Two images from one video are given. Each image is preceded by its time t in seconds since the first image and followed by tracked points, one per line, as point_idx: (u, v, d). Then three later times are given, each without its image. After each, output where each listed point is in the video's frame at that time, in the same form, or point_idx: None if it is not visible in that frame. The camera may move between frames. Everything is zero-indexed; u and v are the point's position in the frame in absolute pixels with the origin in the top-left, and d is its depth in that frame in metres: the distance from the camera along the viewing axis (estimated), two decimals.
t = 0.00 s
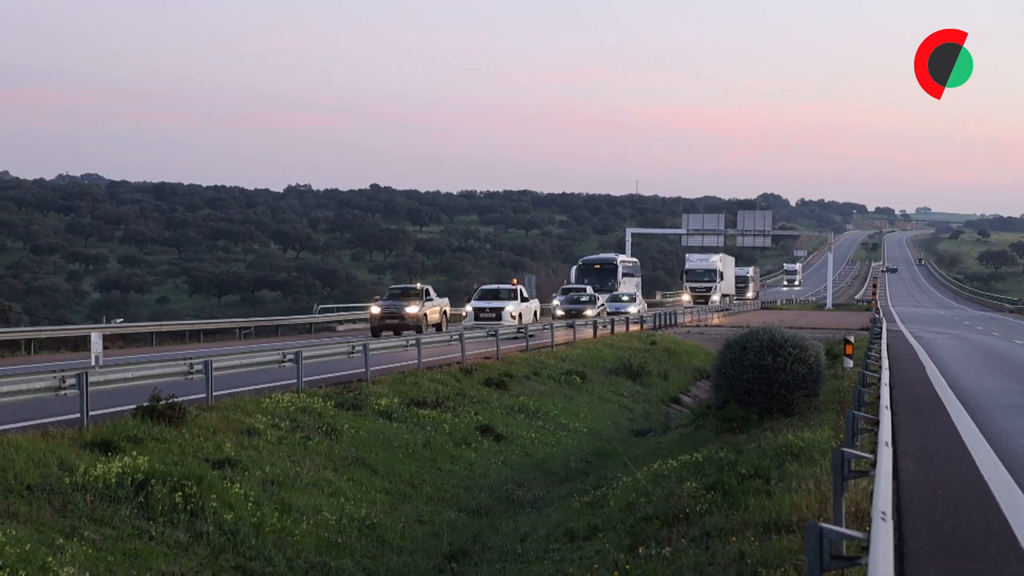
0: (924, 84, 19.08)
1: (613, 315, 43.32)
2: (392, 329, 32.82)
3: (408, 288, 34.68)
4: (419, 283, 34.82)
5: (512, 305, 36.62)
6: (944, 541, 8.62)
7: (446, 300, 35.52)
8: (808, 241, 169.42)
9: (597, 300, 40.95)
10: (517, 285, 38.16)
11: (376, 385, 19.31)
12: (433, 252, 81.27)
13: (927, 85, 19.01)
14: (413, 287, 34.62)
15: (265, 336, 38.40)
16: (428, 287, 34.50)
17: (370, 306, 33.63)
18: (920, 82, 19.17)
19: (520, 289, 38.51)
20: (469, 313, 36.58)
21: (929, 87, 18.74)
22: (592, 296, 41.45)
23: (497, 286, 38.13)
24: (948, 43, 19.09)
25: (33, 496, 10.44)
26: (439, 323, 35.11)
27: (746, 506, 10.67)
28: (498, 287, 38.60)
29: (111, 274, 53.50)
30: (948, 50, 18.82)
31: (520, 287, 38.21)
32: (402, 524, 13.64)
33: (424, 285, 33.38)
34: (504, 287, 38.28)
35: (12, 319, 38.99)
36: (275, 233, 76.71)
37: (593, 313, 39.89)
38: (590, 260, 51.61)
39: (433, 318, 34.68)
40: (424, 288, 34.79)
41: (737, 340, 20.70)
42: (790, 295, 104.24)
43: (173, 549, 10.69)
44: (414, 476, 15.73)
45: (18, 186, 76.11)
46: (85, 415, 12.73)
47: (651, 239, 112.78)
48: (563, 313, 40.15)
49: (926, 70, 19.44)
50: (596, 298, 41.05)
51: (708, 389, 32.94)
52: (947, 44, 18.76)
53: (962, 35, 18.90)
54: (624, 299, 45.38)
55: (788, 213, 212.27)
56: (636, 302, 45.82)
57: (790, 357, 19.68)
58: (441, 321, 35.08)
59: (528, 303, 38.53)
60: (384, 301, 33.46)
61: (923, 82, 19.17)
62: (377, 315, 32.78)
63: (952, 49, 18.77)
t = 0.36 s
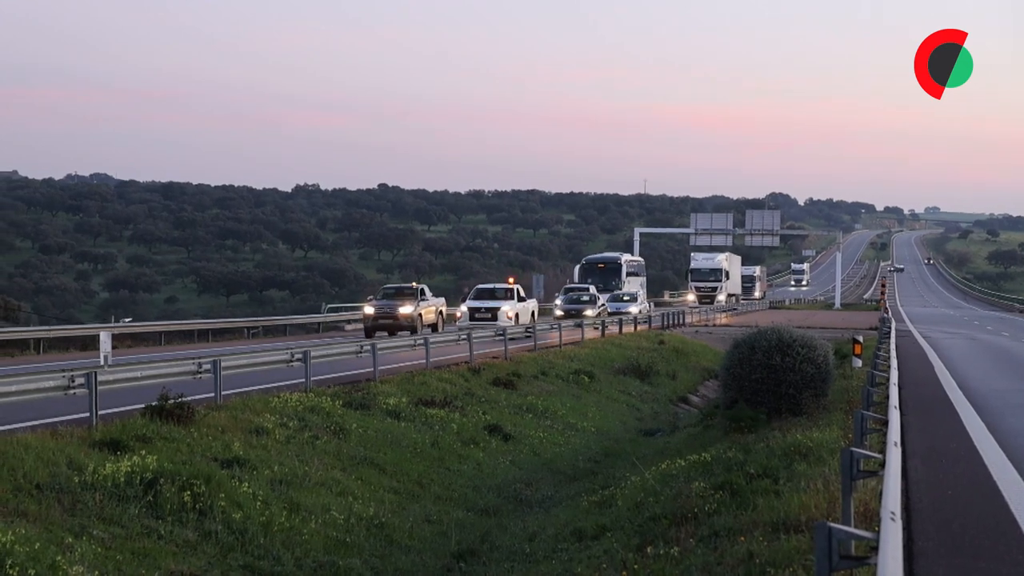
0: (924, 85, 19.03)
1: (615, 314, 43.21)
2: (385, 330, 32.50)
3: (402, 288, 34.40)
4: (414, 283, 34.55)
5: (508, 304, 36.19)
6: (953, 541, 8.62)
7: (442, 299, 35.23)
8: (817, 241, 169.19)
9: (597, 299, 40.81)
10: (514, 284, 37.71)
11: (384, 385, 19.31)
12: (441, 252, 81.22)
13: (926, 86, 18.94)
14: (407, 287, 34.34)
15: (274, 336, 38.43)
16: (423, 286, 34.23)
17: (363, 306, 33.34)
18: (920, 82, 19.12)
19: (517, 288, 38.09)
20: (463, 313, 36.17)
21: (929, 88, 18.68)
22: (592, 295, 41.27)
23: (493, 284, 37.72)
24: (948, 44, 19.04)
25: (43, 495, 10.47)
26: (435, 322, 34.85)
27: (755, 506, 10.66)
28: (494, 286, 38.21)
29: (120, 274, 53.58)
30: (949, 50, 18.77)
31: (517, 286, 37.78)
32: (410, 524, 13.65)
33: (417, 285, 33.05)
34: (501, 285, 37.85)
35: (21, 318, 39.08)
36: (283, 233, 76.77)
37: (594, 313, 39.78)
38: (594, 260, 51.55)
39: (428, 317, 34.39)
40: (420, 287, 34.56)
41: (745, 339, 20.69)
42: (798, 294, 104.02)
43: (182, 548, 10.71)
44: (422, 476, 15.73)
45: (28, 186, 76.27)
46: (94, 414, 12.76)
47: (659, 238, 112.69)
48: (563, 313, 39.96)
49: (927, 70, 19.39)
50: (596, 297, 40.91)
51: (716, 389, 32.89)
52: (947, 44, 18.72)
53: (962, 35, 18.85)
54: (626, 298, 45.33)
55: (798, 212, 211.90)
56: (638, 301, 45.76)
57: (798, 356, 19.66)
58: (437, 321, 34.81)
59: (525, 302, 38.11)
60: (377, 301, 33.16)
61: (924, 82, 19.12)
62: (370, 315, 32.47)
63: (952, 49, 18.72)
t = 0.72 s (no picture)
0: (924, 85, 19.03)
1: (616, 314, 43.13)
2: (381, 330, 31.91)
3: (399, 286, 33.86)
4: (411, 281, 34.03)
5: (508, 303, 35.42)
6: (966, 540, 8.61)
7: (439, 298, 34.72)
8: (828, 239, 169.02)
9: (599, 298, 40.67)
10: (512, 283, 36.99)
11: (395, 383, 19.35)
12: (452, 250, 81.25)
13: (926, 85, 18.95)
14: (404, 285, 33.81)
15: (285, 334, 38.49)
16: (420, 285, 33.70)
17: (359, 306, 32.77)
18: (920, 82, 19.10)
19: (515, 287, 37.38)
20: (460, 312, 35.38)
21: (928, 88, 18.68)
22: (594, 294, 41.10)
23: (491, 283, 37.04)
24: (947, 43, 19.06)
25: (55, 494, 10.48)
26: (432, 321, 34.26)
27: (766, 504, 10.65)
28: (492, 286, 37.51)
29: (131, 272, 53.70)
30: (948, 50, 18.79)
31: (515, 284, 37.06)
32: (421, 522, 13.67)
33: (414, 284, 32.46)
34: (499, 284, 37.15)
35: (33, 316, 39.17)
36: (294, 231, 76.87)
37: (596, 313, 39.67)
38: (600, 258, 51.56)
39: (425, 316, 33.80)
40: (417, 285, 34.02)
41: (755, 337, 20.71)
42: (809, 293, 103.99)
43: (193, 546, 10.72)
44: (433, 474, 15.75)
45: (39, 185, 76.44)
46: (105, 412, 12.76)
47: (670, 236, 112.68)
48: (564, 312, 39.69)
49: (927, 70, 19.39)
50: (598, 295, 40.77)
51: (727, 387, 32.90)
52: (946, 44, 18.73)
53: (961, 35, 18.88)
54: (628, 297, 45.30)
55: (809, 211, 211.68)
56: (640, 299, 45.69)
57: (810, 355, 19.66)
58: (434, 321, 34.22)
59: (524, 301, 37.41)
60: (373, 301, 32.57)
61: (923, 82, 19.12)
62: (366, 315, 31.78)
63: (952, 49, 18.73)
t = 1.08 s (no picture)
0: (924, 85, 19.00)
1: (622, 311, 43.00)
2: (375, 328, 30.62)
3: (396, 284, 32.54)
4: (408, 278, 32.73)
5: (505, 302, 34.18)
6: (978, 537, 8.59)
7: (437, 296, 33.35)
8: (841, 236, 168.90)
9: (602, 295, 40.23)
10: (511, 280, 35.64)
11: (407, 380, 19.35)
12: (463, 247, 81.23)
13: (926, 84, 18.95)
14: (401, 283, 32.52)
15: (297, 331, 38.52)
16: (417, 282, 32.36)
17: (353, 305, 31.44)
18: (920, 83, 19.10)
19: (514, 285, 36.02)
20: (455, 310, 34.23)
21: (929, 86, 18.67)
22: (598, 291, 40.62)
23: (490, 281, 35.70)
24: (948, 43, 19.03)
25: (68, 491, 10.52)
26: (429, 320, 32.84)
27: (778, 502, 10.65)
28: (490, 283, 36.15)
29: (144, 270, 53.76)
30: (949, 49, 18.80)
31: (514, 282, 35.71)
32: (433, 519, 13.67)
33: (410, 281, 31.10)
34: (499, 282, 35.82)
35: (46, 314, 39.23)
36: (306, 229, 76.91)
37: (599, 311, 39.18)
38: (606, 255, 51.47)
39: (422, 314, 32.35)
40: (414, 283, 32.60)
41: (768, 335, 20.68)
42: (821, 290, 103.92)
43: (206, 543, 10.74)
44: (445, 471, 15.76)
45: (52, 183, 76.59)
46: (118, 409, 12.79)
47: (682, 233, 112.64)
48: (567, 310, 39.01)
49: (927, 70, 19.35)
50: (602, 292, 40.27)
51: (739, 385, 32.88)
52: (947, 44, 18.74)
53: (962, 36, 18.86)
54: (632, 295, 45.05)
55: (821, 208, 211.48)
56: (644, 298, 45.37)
57: (822, 352, 19.62)
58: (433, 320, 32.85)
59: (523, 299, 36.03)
60: (368, 299, 31.20)
61: (923, 82, 19.11)
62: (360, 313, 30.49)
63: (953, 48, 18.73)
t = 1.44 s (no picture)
0: (924, 85, 18.82)
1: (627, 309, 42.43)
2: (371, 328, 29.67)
3: (392, 283, 31.60)
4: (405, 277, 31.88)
5: (503, 301, 32.68)
6: (992, 537, 8.56)
7: (435, 294, 32.51)
8: (855, 235, 168.78)
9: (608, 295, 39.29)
10: (510, 277, 34.07)
11: (421, 379, 19.36)
12: (476, 246, 81.17)
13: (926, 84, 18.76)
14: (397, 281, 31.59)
15: (311, 330, 38.57)
16: (414, 281, 31.46)
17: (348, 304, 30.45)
18: (920, 82, 18.93)
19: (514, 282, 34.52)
20: (450, 309, 32.91)
21: (928, 87, 18.51)
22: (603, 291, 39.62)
23: (487, 278, 34.15)
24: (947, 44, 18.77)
25: (82, 489, 10.55)
26: (426, 319, 31.99)
27: (792, 501, 10.63)
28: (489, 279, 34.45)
29: (158, 269, 53.88)
30: (950, 50, 18.63)
31: (513, 280, 34.14)
32: (446, 519, 13.67)
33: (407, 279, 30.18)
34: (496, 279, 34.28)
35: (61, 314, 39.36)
36: (320, 227, 77.01)
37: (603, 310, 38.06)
38: (614, 254, 51.37)
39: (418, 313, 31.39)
40: (412, 281, 31.73)
41: (782, 334, 20.66)
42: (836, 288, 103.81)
43: (220, 542, 10.76)
44: (459, 470, 15.75)
45: (67, 182, 76.82)
46: (132, 408, 12.81)
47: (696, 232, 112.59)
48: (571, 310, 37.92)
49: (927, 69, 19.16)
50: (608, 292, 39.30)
51: (754, 383, 32.84)
52: (946, 44, 18.58)
53: (961, 35, 18.58)
54: (639, 295, 44.59)
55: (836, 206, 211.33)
56: (651, 298, 44.87)
57: (837, 351, 19.56)
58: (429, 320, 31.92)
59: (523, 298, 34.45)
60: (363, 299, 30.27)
61: (923, 82, 18.94)
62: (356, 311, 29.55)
63: (952, 49, 18.57)
